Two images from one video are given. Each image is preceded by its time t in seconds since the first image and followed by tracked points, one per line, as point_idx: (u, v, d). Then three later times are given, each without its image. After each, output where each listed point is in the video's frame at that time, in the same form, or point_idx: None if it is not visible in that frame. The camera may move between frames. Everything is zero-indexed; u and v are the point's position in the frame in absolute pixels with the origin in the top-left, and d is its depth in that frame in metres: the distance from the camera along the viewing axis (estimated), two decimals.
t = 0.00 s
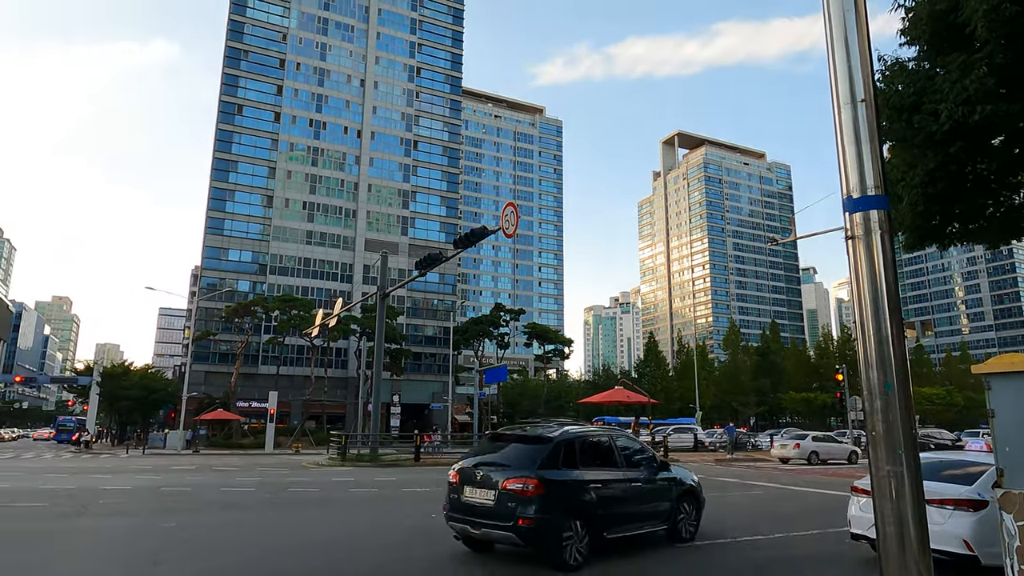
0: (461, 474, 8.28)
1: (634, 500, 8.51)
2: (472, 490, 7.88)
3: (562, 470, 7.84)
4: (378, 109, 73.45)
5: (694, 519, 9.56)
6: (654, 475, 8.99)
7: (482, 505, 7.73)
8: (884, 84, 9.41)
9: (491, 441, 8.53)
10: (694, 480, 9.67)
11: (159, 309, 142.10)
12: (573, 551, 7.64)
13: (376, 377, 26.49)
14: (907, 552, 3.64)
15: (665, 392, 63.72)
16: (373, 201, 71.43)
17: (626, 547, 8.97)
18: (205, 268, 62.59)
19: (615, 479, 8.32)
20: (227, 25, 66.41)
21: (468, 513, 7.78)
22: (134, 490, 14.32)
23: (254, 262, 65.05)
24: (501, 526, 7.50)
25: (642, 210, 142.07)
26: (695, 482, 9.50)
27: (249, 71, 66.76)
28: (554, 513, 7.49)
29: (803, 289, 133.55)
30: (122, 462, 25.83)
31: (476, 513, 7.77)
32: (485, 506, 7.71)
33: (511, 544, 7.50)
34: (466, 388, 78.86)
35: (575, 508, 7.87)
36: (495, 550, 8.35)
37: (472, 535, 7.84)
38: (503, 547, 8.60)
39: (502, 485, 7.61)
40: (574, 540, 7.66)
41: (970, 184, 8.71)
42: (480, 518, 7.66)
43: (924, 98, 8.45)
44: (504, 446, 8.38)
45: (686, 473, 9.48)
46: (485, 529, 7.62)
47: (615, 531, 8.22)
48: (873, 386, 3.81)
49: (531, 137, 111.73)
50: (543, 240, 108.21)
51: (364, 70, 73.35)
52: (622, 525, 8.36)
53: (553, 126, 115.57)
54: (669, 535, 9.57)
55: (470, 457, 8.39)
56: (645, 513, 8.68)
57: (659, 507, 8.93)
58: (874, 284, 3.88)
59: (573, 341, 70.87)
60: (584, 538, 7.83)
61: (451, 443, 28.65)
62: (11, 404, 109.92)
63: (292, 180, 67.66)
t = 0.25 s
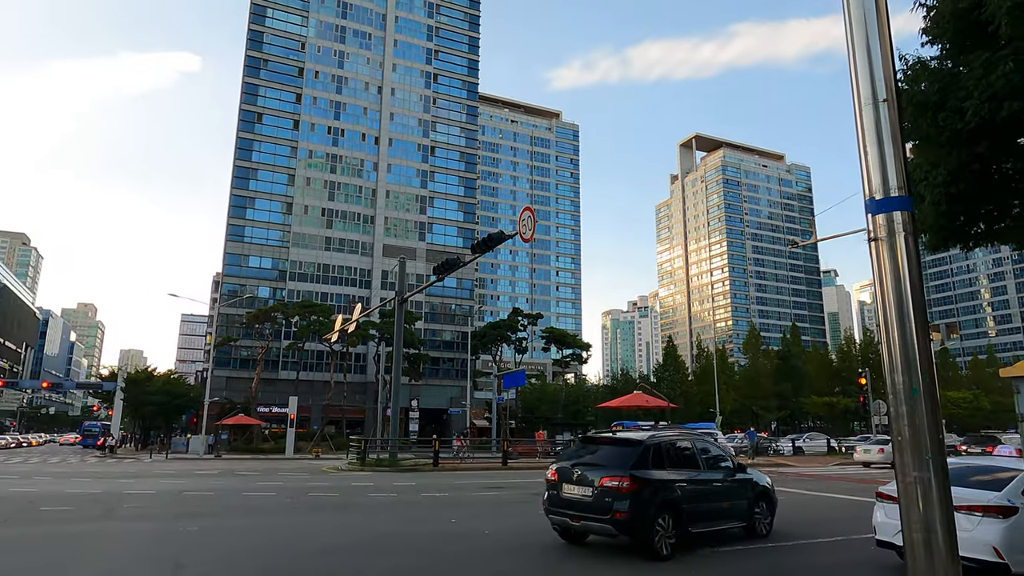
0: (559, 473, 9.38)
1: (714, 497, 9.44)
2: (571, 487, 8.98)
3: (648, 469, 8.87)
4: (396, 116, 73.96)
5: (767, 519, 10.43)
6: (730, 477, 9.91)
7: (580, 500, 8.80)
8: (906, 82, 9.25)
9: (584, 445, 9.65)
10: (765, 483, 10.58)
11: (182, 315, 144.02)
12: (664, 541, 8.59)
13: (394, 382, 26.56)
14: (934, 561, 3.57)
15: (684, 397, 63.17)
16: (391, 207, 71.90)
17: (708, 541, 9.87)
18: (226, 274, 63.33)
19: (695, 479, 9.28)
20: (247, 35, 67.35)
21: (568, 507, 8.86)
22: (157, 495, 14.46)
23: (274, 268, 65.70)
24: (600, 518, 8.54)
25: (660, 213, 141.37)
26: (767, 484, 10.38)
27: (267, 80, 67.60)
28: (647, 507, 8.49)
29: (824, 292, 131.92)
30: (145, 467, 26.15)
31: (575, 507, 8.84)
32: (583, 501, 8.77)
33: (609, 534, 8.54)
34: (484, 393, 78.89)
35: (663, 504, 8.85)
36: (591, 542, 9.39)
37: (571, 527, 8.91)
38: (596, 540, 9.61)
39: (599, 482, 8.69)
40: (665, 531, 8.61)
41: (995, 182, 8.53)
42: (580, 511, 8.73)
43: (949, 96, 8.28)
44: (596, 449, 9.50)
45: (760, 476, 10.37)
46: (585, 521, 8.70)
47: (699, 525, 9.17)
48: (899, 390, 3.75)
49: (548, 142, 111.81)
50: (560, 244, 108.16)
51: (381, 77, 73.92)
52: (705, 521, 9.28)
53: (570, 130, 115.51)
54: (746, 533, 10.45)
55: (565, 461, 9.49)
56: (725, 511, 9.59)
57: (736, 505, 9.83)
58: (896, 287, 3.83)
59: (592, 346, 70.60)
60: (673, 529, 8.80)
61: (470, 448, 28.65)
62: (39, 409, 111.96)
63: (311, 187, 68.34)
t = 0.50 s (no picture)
0: (647, 473, 10.18)
1: (792, 497, 10.10)
2: (659, 486, 9.79)
3: (731, 470, 9.59)
4: (414, 121, 74.41)
5: (840, 516, 10.98)
6: (806, 478, 10.51)
7: (669, 497, 9.61)
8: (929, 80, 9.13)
9: (668, 447, 10.42)
10: (838, 483, 11.13)
11: (204, 320, 146.02)
12: (748, 534, 9.33)
13: (414, 386, 26.65)
14: (964, 567, 3.50)
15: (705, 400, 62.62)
16: (409, 211, 72.33)
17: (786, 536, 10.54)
18: (248, 279, 64.08)
19: (775, 479, 9.93)
20: (266, 42, 68.22)
21: (657, 503, 9.68)
22: (181, 498, 14.61)
23: (294, 273, 66.33)
24: (688, 514, 9.33)
25: (679, 215, 140.55)
26: (841, 485, 10.93)
27: (287, 87, 68.38)
28: (732, 504, 9.24)
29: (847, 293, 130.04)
30: (169, 470, 26.51)
31: (663, 504, 9.66)
32: (671, 499, 9.56)
33: (697, 528, 9.31)
34: (503, 397, 78.92)
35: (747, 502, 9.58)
36: (678, 537, 10.18)
37: (660, 522, 9.71)
38: (681, 535, 10.42)
39: (687, 481, 9.48)
40: (749, 526, 9.38)
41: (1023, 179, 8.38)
42: (669, 508, 9.55)
43: (973, 93, 8.16)
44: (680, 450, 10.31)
45: (834, 477, 10.95)
46: (673, 516, 9.50)
47: (779, 523, 9.82)
48: (925, 393, 3.70)
49: (565, 145, 111.77)
50: (579, 247, 108.00)
51: (399, 83, 74.47)
52: (785, 518, 9.95)
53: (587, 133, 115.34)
54: (820, 530, 11.03)
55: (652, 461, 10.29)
56: (803, 508, 10.22)
57: (812, 504, 10.45)
58: (923, 286, 3.77)
59: (610, 349, 70.30)
60: (756, 524, 9.52)
61: (489, 452, 28.63)
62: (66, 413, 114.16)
63: (330, 192, 69.00)
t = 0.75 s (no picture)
0: (732, 472, 10.77)
1: (870, 495, 10.60)
2: (745, 484, 10.37)
3: (813, 469, 10.15)
4: (434, 124, 74.75)
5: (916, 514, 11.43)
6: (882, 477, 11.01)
7: (755, 494, 10.19)
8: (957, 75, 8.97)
9: (750, 448, 11.00)
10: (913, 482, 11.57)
11: (230, 323, 148.33)
12: (831, 529, 9.88)
13: (436, 388, 26.70)
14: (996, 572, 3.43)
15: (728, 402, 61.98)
16: (430, 214, 72.68)
17: (863, 532, 11.06)
18: (272, 283, 64.86)
19: (854, 477, 10.45)
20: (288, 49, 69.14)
21: (744, 500, 10.27)
22: (209, 499, 14.87)
23: (317, 277, 67.00)
24: (774, 509, 9.92)
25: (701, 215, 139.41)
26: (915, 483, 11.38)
27: (309, 93, 69.14)
28: (817, 501, 9.79)
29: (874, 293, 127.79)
30: (198, 472, 27.00)
31: (749, 501, 10.26)
32: (756, 496, 10.15)
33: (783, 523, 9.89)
34: (525, 399, 78.93)
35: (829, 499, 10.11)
36: (761, 531, 10.80)
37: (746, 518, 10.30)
38: (764, 531, 11.04)
39: (772, 479, 10.06)
40: (832, 521, 9.92)
41: None
42: (755, 504, 10.14)
43: (1003, 88, 8.00)
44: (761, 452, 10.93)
45: (910, 476, 11.41)
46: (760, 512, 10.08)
47: (858, 519, 10.35)
48: (955, 394, 3.63)
49: (586, 146, 111.51)
50: (600, 248, 107.66)
51: (420, 86, 74.90)
52: (865, 513, 10.47)
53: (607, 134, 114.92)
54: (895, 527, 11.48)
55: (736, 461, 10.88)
56: (880, 506, 10.71)
57: (889, 502, 10.93)
58: (951, 286, 3.70)
59: (633, 350, 69.85)
60: (839, 520, 10.04)
61: (512, 453, 28.65)
62: (98, 415, 116.62)
63: (352, 196, 69.65)
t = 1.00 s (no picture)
0: (819, 470, 11.09)
1: (956, 493, 10.80)
2: (833, 481, 10.69)
3: (899, 467, 10.43)
4: (456, 126, 75.06)
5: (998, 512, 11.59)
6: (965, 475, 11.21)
7: (842, 491, 10.50)
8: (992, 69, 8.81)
9: (835, 447, 11.32)
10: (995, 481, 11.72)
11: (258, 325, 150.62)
12: (918, 523, 10.21)
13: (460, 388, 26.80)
14: None
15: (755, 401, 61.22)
16: (453, 216, 73.02)
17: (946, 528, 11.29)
18: (298, 285, 65.69)
19: (940, 476, 10.68)
20: (312, 54, 70.00)
21: (832, 496, 10.59)
22: (238, 498, 15.12)
23: (342, 279, 67.69)
24: (862, 506, 10.23)
25: (726, 213, 137.98)
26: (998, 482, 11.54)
27: (333, 96, 69.86)
28: (905, 498, 10.08)
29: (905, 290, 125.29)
30: (227, 472, 27.48)
31: (836, 497, 10.58)
32: (844, 493, 10.47)
33: (870, 518, 10.21)
34: (549, 399, 78.85)
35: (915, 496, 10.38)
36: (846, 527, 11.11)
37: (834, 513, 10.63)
38: (848, 527, 11.35)
39: (859, 476, 10.37)
40: (920, 517, 10.21)
41: None
42: (842, 501, 10.46)
43: None
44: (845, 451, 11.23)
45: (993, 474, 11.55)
46: (847, 508, 10.41)
47: (944, 516, 10.59)
48: (990, 394, 3.54)
49: (608, 145, 111.02)
50: (623, 248, 107.14)
51: (442, 88, 75.23)
52: (952, 510, 10.70)
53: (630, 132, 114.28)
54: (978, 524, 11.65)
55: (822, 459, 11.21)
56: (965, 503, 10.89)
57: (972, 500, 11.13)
58: (985, 284, 3.62)
59: (657, 349, 69.37)
60: (925, 516, 10.34)
61: (536, 454, 28.66)
62: (131, 416, 119.21)
63: (375, 198, 70.23)
